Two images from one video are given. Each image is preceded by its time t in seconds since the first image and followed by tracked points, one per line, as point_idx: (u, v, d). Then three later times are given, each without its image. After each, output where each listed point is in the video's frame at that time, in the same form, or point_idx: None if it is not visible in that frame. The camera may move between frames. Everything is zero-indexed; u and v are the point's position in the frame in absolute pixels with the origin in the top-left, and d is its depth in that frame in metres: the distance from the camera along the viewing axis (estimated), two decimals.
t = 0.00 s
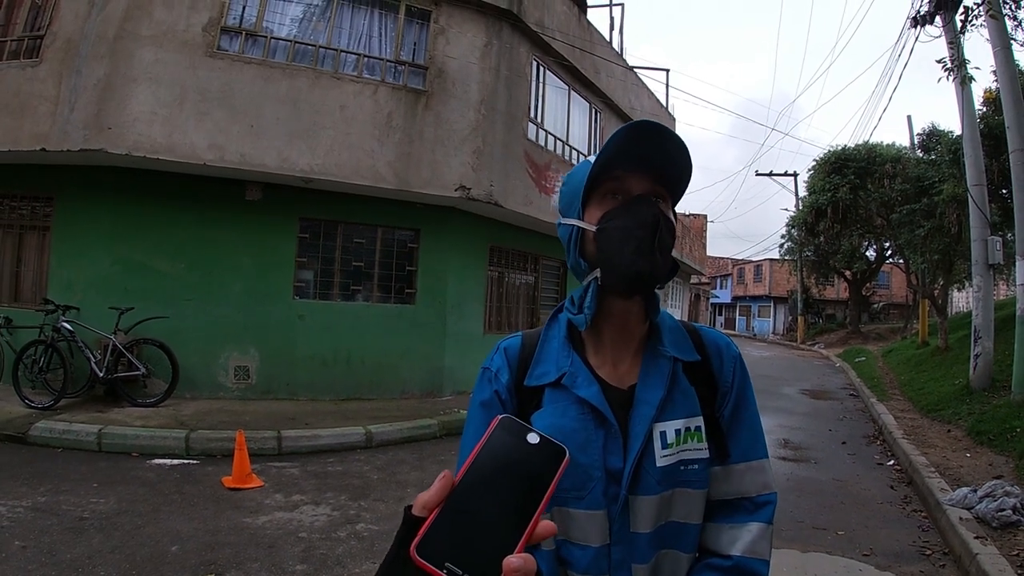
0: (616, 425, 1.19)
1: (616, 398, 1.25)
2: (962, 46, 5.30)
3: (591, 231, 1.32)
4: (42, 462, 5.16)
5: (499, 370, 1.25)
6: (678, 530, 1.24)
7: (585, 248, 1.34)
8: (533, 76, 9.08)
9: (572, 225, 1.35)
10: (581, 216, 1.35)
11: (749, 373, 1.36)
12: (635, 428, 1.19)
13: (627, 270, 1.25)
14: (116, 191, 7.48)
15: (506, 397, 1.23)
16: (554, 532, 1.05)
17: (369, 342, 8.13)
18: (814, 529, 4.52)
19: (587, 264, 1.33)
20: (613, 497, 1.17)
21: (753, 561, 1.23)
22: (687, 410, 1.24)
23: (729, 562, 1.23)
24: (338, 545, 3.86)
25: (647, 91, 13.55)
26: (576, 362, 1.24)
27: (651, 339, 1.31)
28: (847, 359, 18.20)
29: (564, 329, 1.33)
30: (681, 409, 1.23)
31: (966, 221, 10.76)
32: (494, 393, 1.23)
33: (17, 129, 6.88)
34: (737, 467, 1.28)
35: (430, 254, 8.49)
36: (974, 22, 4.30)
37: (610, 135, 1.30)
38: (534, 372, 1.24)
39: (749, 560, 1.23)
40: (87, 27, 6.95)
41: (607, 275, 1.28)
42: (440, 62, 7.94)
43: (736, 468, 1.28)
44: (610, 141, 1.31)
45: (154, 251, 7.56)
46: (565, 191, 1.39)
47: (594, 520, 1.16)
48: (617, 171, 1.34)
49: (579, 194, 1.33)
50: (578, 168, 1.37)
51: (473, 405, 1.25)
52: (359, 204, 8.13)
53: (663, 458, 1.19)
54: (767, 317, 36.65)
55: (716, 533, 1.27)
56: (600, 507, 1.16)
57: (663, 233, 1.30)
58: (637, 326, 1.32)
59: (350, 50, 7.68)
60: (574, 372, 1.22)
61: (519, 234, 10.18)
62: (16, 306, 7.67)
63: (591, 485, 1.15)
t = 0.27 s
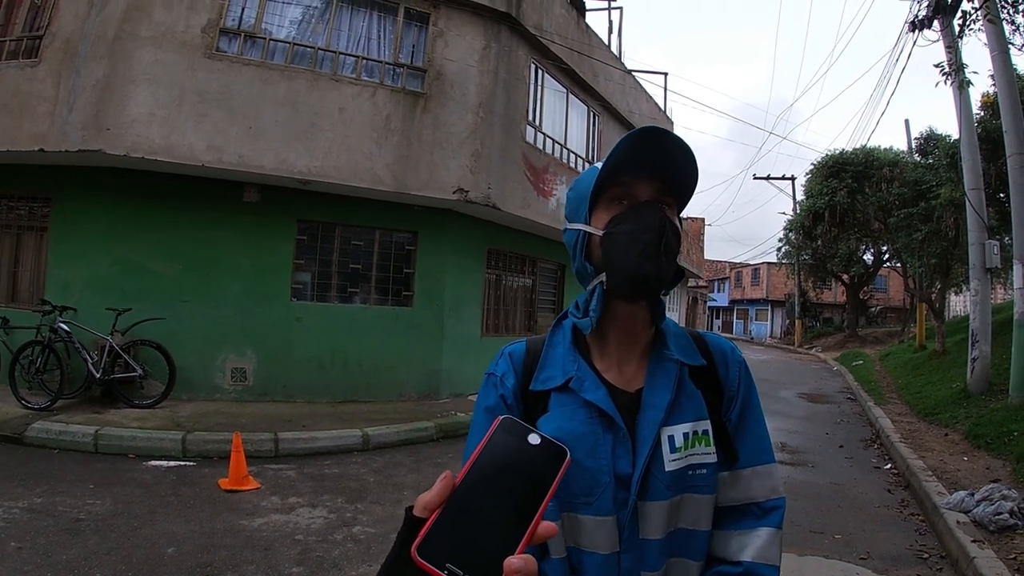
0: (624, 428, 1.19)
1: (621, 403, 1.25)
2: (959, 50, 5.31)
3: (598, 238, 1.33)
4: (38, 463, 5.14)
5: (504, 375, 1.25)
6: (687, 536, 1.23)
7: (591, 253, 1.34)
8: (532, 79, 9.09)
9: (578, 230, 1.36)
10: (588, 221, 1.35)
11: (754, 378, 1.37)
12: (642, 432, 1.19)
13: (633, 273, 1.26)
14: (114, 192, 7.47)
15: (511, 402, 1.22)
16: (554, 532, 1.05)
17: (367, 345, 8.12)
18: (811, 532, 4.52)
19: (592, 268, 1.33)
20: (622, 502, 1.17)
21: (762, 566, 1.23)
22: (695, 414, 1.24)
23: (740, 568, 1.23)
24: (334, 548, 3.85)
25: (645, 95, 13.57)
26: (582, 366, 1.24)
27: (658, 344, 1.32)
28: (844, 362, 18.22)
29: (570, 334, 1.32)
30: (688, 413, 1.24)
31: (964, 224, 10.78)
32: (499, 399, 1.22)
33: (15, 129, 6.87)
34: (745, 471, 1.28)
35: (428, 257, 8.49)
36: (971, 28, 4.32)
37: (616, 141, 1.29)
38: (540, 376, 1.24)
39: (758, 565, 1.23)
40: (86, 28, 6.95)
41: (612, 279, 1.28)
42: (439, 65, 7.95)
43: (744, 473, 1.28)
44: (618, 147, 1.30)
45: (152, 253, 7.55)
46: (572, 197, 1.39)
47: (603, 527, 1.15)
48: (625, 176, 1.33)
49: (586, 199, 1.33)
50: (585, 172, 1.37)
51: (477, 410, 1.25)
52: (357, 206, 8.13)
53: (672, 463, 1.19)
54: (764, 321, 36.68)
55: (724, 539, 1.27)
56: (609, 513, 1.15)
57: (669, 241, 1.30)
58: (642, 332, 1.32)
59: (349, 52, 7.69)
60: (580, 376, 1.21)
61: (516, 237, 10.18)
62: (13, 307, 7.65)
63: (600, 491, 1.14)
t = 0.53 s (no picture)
0: (631, 433, 1.19)
1: (626, 407, 1.24)
2: (957, 50, 5.32)
3: (602, 237, 1.33)
4: (36, 464, 5.13)
5: (507, 379, 1.24)
6: (694, 541, 1.23)
7: (595, 252, 1.35)
8: (530, 80, 9.09)
9: (582, 230, 1.35)
10: (592, 220, 1.34)
11: (759, 379, 1.37)
12: (650, 436, 1.19)
13: (639, 273, 1.25)
14: (112, 193, 7.46)
15: (515, 406, 1.22)
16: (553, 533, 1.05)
17: (365, 346, 8.11)
18: (810, 533, 4.51)
19: (595, 269, 1.34)
20: (629, 508, 1.16)
21: (771, 570, 1.23)
22: (702, 417, 1.24)
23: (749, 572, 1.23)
24: (333, 549, 3.84)
25: (643, 95, 13.57)
26: (587, 370, 1.23)
27: (663, 346, 1.31)
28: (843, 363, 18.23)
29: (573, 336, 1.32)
30: (695, 417, 1.23)
31: (962, 225, 10.80)
32: (504, 404, 1.22)
33: (13, 129, 6.85)
34: (752, 474, 1.28)
35: (427, 257, 8.48)
36: (969, 28, 4.32)
37: (622, 140, 1.29)
38: (544, 381, 1.23)
39: (767, 569, 1.23)
40: (84, 28, 6.94)
41: (616, 278, 1.27)
42: (437, 65, 7.95)
43: (752, 476, 1.28)
44: (623, 146, 1.30)
45: (150, 253, 7.53)
46: (575, 196, 1.38)
47: (611, 533, 1.14)
48: (629, 175, 1.34)
49: (591, 199, 1.33)
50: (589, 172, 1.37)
51: (481, 414, 1.24)
52: (356, 207, 8.13)
53: (679, 468, 1.18)
54: (763, 321, 36.69)
55: (731, 544, 1.27)
56: (617, 519, 1.14)
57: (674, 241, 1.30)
58: (646, 334, 1.32)
59: (347, 52, 7.68)
60: (586, 380, 1.21)
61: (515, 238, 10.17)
62: (11, 308, 7.63)
63: (607, 497, 1.14)
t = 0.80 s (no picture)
0: (630, 435, 1.19)
1: (626, 408, 1.25)
2: (956, 49, 5.32)
3: (605, 234, 1.32)
4: (35, 465, 5.12)
5: (506, 380, 1.24)
6: (693, 543, 1.23)
7: (597, 250, 1.34)
8: (529, 79, 9.09)
9: (586, 225, 1.35)
10: (596, 217, 1.34)
11: (761, 381, 1.37)
12: (650, 438, 1.19)
13: (640, 274, 1.24)
14: (110, 193, 7.45)
15: (514, 407, 1.22)
16: (554, 532, 1.05)
17: (364, 345, 8.11)
18: (809, 532, 4.52)
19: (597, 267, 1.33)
20: (628, 511, 1.16)
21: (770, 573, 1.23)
22: (702, 419, 1.24)
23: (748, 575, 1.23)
24: (332, 549, 3.84)
25: (641, 94, 13.57)
26: (586, 371, 1.23)
27: (664, 348, 1.31)
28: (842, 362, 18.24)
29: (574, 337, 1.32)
30: (695, 419, 1.23)
31: (960, 224, 10.81)
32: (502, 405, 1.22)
33: (11, 129, 6.84)
34: (753, 476, 1.28)
35: (426, 257, 8.48)
36: (968, 28, 4.33)
37: (630, 138, 1.28)
38: (542, 382, 1.24)
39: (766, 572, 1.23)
40: (82, 28, 6.93)
41: (617, 279, 1.27)
42: (435, 65, 7.95)
43: (752, 478, 1.28)
44: (631, 143, 1.29)
45: (149, 253, 7.53)
46: (580, 191, 1.38)
47: (609, 536, 1.14)
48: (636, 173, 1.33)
49: (596, 195, 1.33)
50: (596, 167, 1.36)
51: (480, 415, 1.24)
52: (355, 207, 8.12)
53: (679, 470, 1.19)
54: (761, 320, 36.71)
55: (730, 546, 1.27)
56: (615, 522, 1.14)
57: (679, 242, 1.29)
58: (648, 336, 1.32)
59: (345, 52, 7.68)
60: (585, 382, 1.21)
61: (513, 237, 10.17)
62: (9, 308, 7.63)
63: (606, 500, 1.14)
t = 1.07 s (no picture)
0: (623, 435, 1.19)
1: (621, 409, 1.25)
2: (952, 49, 5.33)
3: (601, 237, 1.33)
4: (32, 466, 5.11)
5: (500, 379, 1.25)
6: (685, 542, 1.24)
7: (592, 253, 1.34)
8: (526, 79, 9.09)
9: (581, 227, 1.35)
10: (592, 218, 1.34)
11: (754, 382, 1.38)
12: (644, 438, 1.19)
13: (636, 280, 1.26)
14: (108, 193, 7.44)
15: (508, 407, 1.22)
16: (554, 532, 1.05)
17: (362, 346, 8.11)
18: (807, 531, 4.53)
19: (592, 270, 1.34)
20: (620, 510, 1.17)
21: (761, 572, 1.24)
22: (695, 419, 1.25)
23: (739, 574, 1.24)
24: (330, 549, 3.84)
25: (639, 95, 13.58)
26: (581, 370, 1.24)
27: (658, 348, 1.32)
28: (839, 362, 18.27)
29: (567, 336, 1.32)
30: (688, 419, 1.24)
31: (957, 224, 10.85)
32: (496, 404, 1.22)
33: (8, 129, 6.83)
34: (745, 477, 1.29)
35: (423, 257, 8.48)
36: (964, 28, 4.34)
37: (630, 142, 1.28)
38: (536, 381, 1.24)
39: (757, 571, 1.24)
40: (79, 28, 6.92)
41: (614, 282, 1.28)
42: (433, 65, 7.95)
43: (744, 478, 1.29)
44: (630, 147, 1.29)
45: (146, 254, 7.52)
46: (577, 190, 1.38)
47: (601, 535, 1.14)
48: (634, 176, 1.33)
49: (592, 196, 1.33)
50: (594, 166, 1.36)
51: (473, 414, 1.24)
52: (352, 207, 8.12)
53: (672, 470, 1.19)
54: (759, 320, 36.74)
55: (722, 545, 1.28)
56: (608, 521, 1.15)
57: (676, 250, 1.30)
58: (642, 337, 1.33)
59: (342, 52, 7.68)
60: (579, 381, 1.22)
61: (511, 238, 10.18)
62: (6, 308, 7.61)
63: (599, 499, 1.14)
